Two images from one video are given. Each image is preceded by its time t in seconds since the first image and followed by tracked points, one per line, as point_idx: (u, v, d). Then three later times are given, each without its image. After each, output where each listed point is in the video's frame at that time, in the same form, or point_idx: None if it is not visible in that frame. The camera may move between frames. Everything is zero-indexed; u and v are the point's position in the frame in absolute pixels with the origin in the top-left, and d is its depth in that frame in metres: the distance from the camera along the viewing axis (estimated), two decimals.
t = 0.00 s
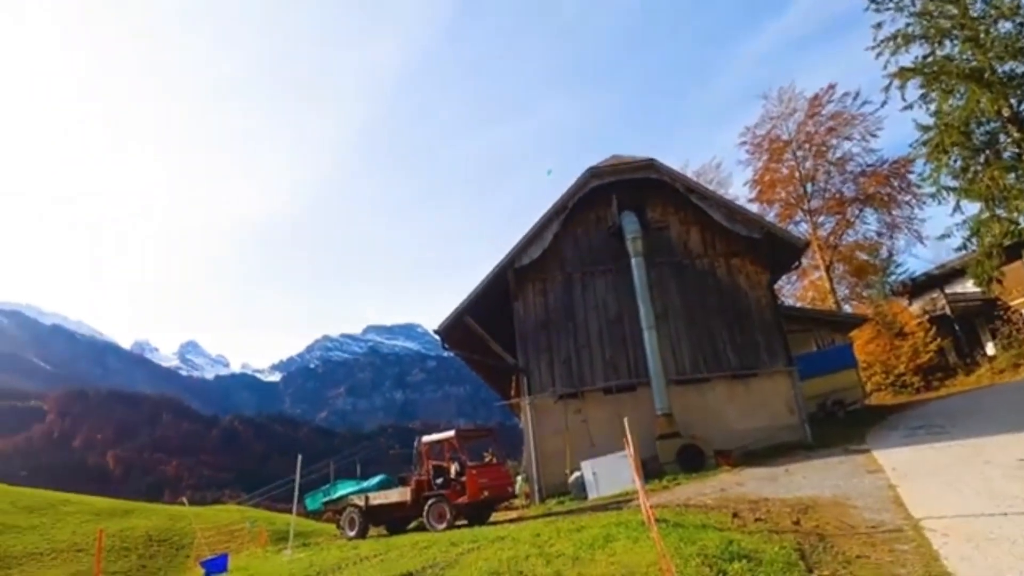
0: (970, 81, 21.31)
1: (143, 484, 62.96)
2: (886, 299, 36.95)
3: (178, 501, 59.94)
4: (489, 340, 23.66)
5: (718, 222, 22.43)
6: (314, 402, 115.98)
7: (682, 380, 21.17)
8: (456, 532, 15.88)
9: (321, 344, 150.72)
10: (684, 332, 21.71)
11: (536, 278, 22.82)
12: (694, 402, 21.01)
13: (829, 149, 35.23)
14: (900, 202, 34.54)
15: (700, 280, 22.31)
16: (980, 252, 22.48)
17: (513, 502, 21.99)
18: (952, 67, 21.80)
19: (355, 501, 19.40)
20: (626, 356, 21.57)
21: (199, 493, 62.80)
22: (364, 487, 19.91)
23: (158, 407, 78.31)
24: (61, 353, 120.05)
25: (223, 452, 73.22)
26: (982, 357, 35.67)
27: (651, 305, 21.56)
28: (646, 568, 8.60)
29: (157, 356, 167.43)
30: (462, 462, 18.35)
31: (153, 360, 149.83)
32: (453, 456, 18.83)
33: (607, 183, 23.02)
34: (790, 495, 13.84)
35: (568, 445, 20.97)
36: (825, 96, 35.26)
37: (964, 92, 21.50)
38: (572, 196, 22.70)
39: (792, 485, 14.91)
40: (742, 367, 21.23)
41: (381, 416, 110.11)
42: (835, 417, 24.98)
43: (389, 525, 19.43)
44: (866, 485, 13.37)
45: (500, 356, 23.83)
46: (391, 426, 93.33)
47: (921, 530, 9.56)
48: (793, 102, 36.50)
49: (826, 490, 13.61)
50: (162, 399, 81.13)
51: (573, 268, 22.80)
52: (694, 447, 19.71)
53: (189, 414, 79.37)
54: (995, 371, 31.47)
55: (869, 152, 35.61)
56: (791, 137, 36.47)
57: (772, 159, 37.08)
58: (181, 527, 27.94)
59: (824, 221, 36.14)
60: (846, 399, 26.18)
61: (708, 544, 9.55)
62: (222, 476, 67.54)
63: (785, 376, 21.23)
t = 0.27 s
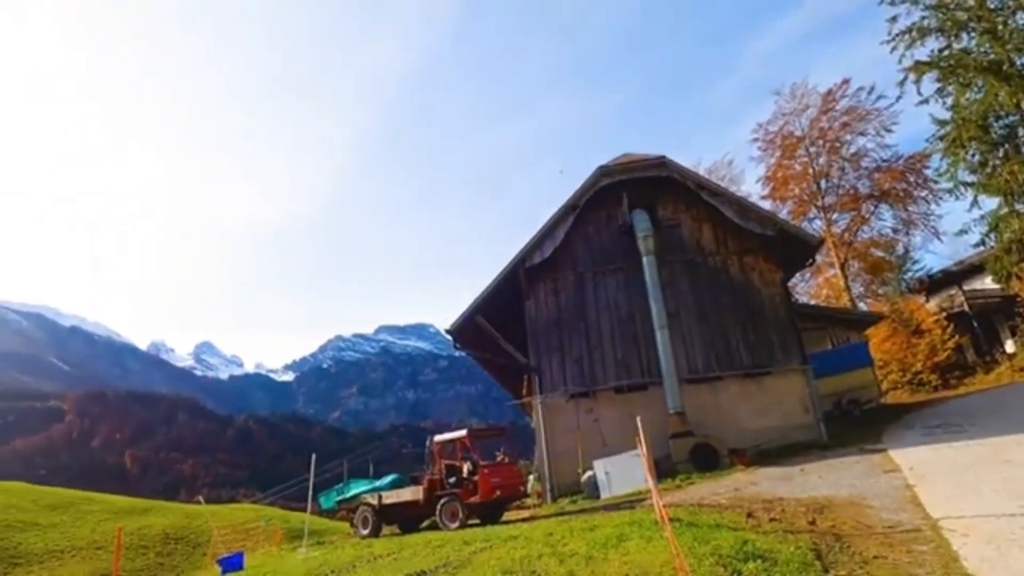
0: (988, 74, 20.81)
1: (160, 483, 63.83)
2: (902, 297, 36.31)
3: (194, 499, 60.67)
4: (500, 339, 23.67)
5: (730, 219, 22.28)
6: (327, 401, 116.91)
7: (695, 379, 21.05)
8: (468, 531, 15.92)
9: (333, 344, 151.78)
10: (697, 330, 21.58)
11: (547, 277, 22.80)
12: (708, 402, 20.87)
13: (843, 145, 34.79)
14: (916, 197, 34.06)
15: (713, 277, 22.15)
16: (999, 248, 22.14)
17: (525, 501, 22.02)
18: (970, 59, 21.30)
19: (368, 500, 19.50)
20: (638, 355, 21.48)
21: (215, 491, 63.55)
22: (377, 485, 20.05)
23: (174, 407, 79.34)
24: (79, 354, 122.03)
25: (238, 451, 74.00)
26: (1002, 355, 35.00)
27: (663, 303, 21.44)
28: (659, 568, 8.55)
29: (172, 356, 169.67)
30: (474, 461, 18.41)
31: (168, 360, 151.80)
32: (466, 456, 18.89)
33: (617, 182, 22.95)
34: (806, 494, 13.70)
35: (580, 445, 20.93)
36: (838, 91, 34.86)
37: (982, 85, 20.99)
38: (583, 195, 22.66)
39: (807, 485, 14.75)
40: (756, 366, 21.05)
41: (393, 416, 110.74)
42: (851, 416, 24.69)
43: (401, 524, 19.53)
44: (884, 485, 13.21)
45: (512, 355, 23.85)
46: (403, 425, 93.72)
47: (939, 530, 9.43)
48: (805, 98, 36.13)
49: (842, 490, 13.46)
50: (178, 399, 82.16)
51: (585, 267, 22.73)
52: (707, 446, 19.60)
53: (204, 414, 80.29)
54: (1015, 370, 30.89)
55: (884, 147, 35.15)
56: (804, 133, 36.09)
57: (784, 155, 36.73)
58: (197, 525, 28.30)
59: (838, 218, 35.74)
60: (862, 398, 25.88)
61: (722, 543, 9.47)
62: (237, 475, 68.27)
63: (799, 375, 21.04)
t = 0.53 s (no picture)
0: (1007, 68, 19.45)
1: (176, 482, 64.66)
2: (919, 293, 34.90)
3: (210, 498, 61.37)
4: (512, 338, 23.69)
5: (743, 217, 22.11)
6: (340, 401, 117.73)
7: (708, 378, 20.92)
8: (481, 530, 15.95)
9: (345, 344, 152.76)
10: (709, 329, 21.44)
11: (558, 276, 22.79)
12: (721, 401, 20.74)
13: (857, 141, 34.36)
14: (932, 193, 33.56)
15: (725, 276, 22.00)
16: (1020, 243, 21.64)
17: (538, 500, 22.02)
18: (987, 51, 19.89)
19: (381, 499, 19.59)
20: (650, 354, 21.39)
21: (230, 490, 64.23)
22: (391, 485, 20.16)
23: (190, 407, 80.32)
24: (97, 355, 123.97)
25: (252, 450, 74.73)
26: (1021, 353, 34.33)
27: (675, 302, 21.34)
28: (673, 567, 8.51)
29: (188, 357, 171.85)
30: (487, 460, 18.45)
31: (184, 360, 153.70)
32: (478, 455, 18.94)
33: (629, 180, 22.85)
34: (821, 494, 13.57)
35: (592, 444, 20.89)
36: (852, 86, 34.43)
37: (1000, 79, 19.65)
38: (594, 193, 22.60)
39: (823, 484, 14.61)
40: (770, 365, 20.88)
41: (405, 416, 111.22)
42: (867, 415, 24.39)
43: (414, 523, 19.60)
44: (901, 485, 13.05)
45: (523, 354, 23.86)
46: (415, 425, 94.09)
47: (959, 531, 9.28)
48: (819, 94, 35.75)
49: (859, 490, 13.32)
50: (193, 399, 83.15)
51: (596, 266, 22.69)
52: (721, 445, 19.47)
53: (219, 414, 81.19)
54: None
55: (899, 143, 34.66)
56: (817, 129, 35.71)
57: (797, 152, 36.37)
58: (213, 524, 28.63)
59: (853, 215, 35.37)
60: (878, 397, 25.55)
61: (737, 543, 9.41)
62: (252, 474, 68.94)
63: (814, 374, 20.85)
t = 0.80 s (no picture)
0: None
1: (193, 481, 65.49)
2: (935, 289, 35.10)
3: (226, 497, 62.08)
4: (524, 338, 23.69)
5: (756, 215, 21.92)
6: (353, 401, 118.50)
7: (721, 377, 20.78)
8: (494, 530, 15.98)
9: (358, 344, 153.69)
10: (722, 328, 21.29)
11: (570, 276, 22.76)
12: (735, 400, 20.59)
13: (872, 137, 33.89)
14: (950, 188, 33.06)
15: (738, 274, 21.84)
16: None
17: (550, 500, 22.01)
18: (1008, 43, 17.89)
19: (395, 498, 19.69)
20: (663, 353, 21.29)
21: (245, 489, 64.92)
22: (404, 484, 20.27)
23: (206, 407, 81.29)
24: (115, 355, 125.91)
25: (267, 449, 75.45)
26: None
27: (688, 301, 21.22)
28: (687, 567, 8.48)
29: (203, 357, 173.99)
30: (499, 460, 18.48)
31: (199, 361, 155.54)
32: (490, 455, 18.98)
33: (640, 178, 22.73)
34: (838, 494, 13.42)
35: (605, 444, 20.83)
36: (867, 81, 33.98)
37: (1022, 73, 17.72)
38: (605, 192, 22.52)
39: (839, 484, 14.45)
40: (784, 363, 20.70)
41: (418, 415, 111.66)
42: (884, 414, 24.10)
43: (427, 522, 19.67)
44: (919, 485, 12.87)
45: (535, 354, 23.86)
46: (428, 425, 94.35)
47: (979, 532, 9.15)
48: (833, 89, 35.35)
49: (876, 490, 13.17)
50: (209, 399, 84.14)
51: (607, 265, 22.62)
52: (735, 445, 19.32)
53: (234, 414, 82.07)
54: None
55: (916, 138, 34.14)
56: (831, 125, 35.29)
57: (811, 148, 35.97)
58: (229, 522, 28.99)
59: (868, 211, 34.96)
60: (894, 396, 25.23)
61: (752, 543, 9.35)
62: (266, 473, 69.63)
63: (829, 373, 20.63)
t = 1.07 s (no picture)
0: None
1: (210, 480, 66.35)
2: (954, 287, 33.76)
3: (242, 495, 62.82)
4: (536, 337, 23.66)
5: (770, 212, 21.75)
6: (366, 400, 119.26)
7: (735, 376, 20.63)
8: (508, 529, 16.01)
9: (371, 344, 154.60)
10: (736, 326, 21.14)
11: (582, 274, 22.72)
12: (749, 399, 20.44)
13: (888, 132, 33.42)
14: (968, 183, 32.56)
15: (752, 272, 21.67)
16: None
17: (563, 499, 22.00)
18: None
19: (408, 497, 19.79)
20: (676, 352, 21.18)
21: (261, 488, 65.64)
22: (417, 483, 20.37)
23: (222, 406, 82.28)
24: (133, 356, 127.91)
25: (281, 448, 76.20)
26: None
27: (701, 299, 21.10)
28: (702, 566, 8.45)
29: (219, 357, 176.20)
30: (512, 459, 18.49)
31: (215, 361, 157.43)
32: (503, 454, 19.00)
33: (652, 176, 22.62)
34: (855, 494, 13.28)
35: (618, 443, 20.77)
36: (882, 76, 33.51)
37: None
38: (617, 190, 22.43)
39: (856, 484, 14.29)
40: (799, 362, 20.51)
41: (430, 415, 112.09)
42: (901, 413, 23.80)
43: (441, 521, 19.75)
44: (938, 484, 12.71)
45: (547, 353, 23.84)
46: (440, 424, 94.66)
47: (1000, 532, 9.03)
48: (847, 84, 34.89)
49: (894, 489, 13.01)
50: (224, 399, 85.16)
51: (619, 264, 22.55)
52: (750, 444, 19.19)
53: (250, 413, 82.99)
54: None
55: (932, 132, 33.63)
56: (846, 120, 34.82)
57: (825, 144, 35.53)
58: (245, 521, 29.33)
59: (884, 207, 34.51)
60: (912, 395, 24.90)
61: (767, 543, 9.29)
62: (281, 472, 70.33)
63: (845, 371, 20.39)
